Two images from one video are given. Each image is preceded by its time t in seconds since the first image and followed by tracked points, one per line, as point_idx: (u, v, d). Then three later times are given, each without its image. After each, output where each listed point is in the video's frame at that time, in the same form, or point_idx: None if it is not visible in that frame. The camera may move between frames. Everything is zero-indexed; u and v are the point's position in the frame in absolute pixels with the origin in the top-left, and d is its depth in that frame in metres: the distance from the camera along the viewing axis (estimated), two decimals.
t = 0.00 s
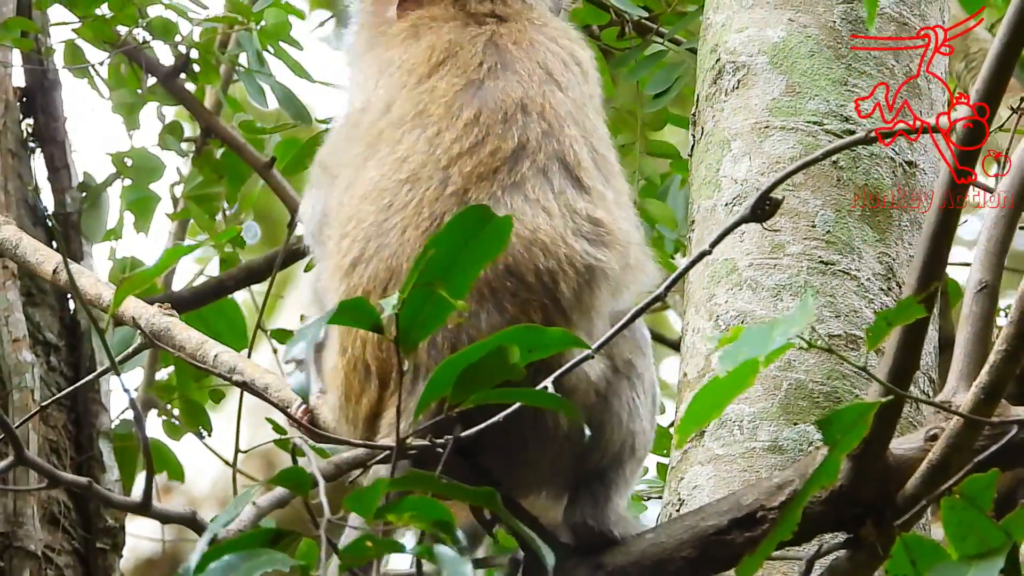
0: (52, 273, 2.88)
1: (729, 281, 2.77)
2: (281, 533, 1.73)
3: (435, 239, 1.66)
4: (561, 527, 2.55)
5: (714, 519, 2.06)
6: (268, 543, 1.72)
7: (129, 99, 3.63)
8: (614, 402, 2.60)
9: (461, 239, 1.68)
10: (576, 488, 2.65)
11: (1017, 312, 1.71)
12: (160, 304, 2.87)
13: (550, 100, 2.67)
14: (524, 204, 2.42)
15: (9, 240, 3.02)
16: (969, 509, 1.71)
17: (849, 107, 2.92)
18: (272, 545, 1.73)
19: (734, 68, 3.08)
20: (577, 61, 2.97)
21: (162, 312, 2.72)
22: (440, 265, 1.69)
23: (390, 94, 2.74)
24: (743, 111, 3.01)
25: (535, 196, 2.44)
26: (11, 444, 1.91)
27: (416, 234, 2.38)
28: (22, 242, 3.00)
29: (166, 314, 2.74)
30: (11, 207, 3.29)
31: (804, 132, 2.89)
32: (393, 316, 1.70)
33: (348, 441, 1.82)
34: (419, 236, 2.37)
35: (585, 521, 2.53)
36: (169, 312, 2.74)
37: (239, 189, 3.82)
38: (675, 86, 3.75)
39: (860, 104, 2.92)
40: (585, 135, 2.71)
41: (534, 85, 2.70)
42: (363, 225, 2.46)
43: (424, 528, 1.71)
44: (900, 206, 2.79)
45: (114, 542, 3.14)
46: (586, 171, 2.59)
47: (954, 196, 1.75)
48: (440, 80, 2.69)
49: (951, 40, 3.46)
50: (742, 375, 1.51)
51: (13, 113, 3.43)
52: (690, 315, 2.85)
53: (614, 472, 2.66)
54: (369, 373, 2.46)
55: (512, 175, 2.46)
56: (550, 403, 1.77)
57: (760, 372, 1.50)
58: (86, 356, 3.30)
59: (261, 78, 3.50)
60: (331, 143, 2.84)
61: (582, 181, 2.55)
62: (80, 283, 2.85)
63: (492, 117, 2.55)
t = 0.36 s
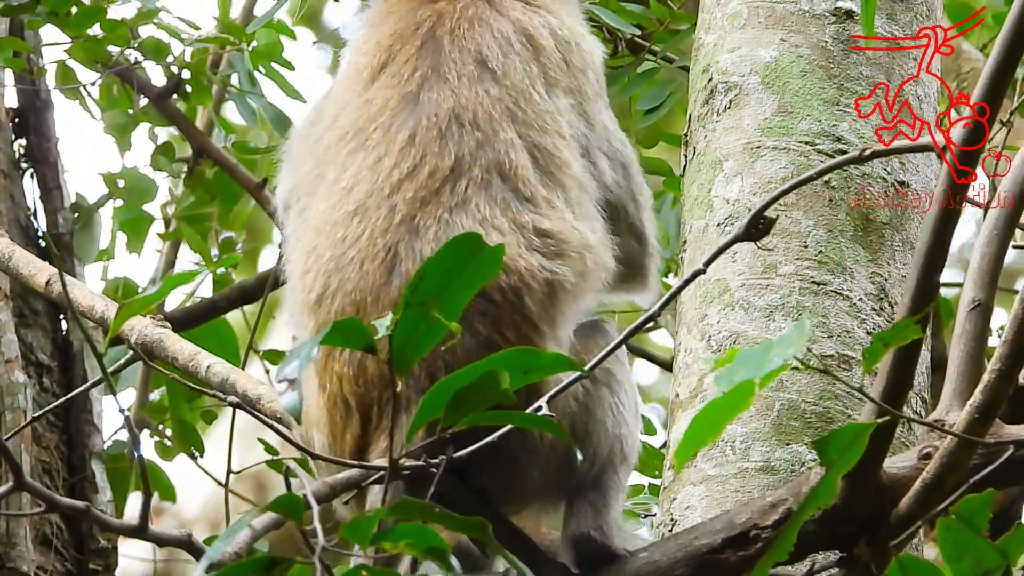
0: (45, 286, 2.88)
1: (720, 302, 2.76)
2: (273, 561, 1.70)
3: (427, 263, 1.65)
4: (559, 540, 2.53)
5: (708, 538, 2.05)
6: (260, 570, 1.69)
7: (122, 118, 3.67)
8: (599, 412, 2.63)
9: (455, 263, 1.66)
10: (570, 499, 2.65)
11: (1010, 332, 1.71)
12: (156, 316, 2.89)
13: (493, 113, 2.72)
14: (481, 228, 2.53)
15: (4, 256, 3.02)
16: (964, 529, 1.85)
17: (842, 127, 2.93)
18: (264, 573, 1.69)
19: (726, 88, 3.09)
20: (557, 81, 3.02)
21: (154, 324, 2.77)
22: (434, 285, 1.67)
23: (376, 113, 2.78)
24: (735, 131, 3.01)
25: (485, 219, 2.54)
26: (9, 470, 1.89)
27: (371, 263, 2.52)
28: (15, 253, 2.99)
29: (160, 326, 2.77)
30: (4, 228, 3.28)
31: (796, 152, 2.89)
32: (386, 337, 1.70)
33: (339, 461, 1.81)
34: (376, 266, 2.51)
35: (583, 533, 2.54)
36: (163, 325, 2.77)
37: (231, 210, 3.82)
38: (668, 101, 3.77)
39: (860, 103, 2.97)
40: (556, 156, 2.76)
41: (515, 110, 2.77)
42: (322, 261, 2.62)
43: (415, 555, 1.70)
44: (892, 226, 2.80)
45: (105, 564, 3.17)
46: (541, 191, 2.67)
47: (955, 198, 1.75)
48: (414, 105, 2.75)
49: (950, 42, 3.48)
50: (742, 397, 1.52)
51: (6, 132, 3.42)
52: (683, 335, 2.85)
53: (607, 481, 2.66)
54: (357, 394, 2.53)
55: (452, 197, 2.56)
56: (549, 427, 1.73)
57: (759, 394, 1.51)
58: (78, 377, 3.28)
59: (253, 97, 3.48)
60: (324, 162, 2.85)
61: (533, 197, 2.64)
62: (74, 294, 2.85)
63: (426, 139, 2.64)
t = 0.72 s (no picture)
0: (40, 298, 2.88)
1: (715, 316, 2.76)
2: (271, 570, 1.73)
3: (428, 277, 1.62)
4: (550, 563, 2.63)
5: (703, 553, 2.05)
6: None
7: (116, 132, 3.64)
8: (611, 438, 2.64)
9: (454, 281, 1.64)
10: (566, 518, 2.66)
11: (1006, 347, 1.71)
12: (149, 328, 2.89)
13: (457, 118, 2.80)
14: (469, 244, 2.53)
15: None
16: (960, 546, 1.83)
17: (837, 141, 2.93)
18: None
19: (721, 102, 3.09)
20: (543, 100, 3.05)
21: (147, 338, 2.76)
22: (430, 300, 1.65)
23: (367, 133, 2.83)
24: (729, 145, 3.01)
25: (473, 230, 2.55)
26: (3, 483, 1.88)
27: (353, 284, 2.50)
28: (7, 260, 2.98)
29: (153, 339, 2.77)
30: None
31: (791, 166, 2.89)
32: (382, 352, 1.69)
33: (337, 475, 1.81)
34: (359, 287, 2.48)
35: (576, 558, 2.62)
36: (155, 338, 2.77)
37: (226, 223, 3.81)
38: (660, 116, 3.78)
39: (860, 103, 3.00)
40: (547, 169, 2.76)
41: (500, 131, 2.80)
42: (307, 287, 2.61)
43: (412, 567, 1.70)
44: (886, 241, 2.80)
45: None
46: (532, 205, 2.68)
47: (957, 196, 1.74)
48: (393, 122, 2.81)
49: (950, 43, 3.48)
50: (738, 412, 1.52)
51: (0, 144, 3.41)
52: (677, 349, 2.85)
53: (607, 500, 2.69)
54: (349, 415, 2.50)
55: (427, 210, 2.58)
56: (543, 442, 1.72)
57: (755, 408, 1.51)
58: (72, 390, 3.26)
59: (248, 110, 3.49)
60: (319, 174, 2.85)
61: (522, 214, 2.62)
62: (68, 306, 2.85)
63: (394, 153, 2.70)
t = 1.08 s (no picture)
0: (32, 308, 2.87)
1: (708, 327, 2.76)
2: None
3: (417, 289, 1.62)
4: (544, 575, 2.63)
5: (694, 563, 2.04)
6: None
7: (110, 141, 3.59)
8: (604, 442, 2.64)
9: (445, 288, 1.64)
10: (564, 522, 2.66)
11: (997, 356, 1.72)
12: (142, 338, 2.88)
13: (417, 128, 2.90)
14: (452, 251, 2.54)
15: None
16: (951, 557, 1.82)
17: (831, 153, 2.93)
18: None
19: (714, 113, 3.10)
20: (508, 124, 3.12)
21: (139, 348, 2.75)
22: (422, 310, 1.65)
23: (329, 155, 2.90)
24: (723, 156, 3.02)
25: (440, 235, 2.56)
26: None
27: (327, 303, 2.50)
28: None
29: (146, 349, 2.77)
30: None
31: (785, 178, 2.90)
32: (374, 362, 1.68)
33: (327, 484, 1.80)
34: (335, 307, 2.49)
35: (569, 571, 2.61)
36: (148, 347, 2.77)
37: (220, 232, 3.85)
38: (652, 128, 3.78)
39: (860, 103, 3.02)
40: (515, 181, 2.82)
41: (462, 140, 2.86)
42: (282, 309, 2.61)
43: None
44: (880, 252, 2.80)
45: None
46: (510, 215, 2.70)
47: (951, 194, 1.76)
48: (354, 137, 2.92)
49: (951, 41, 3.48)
50: (730, 421, 1.51)
51: None
52: (671, 359, 2.85)
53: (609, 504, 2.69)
54: (332, 432, 2.52)
55: (391, 219, 2.60)
56: (535, 451, 1.71)
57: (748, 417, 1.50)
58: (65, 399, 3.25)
59: (242, 121, 3.50)
60: (311, 183, 2.85)
61: (494, 218, 2.63)
62: (59, 316, 2.85)
63: (353, 167, 2.78)
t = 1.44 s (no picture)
0: (28, 315, 2.88)
1: (705, 332, 2.76)
2: None
3: (413, 292, 1.62)
4: None
5: (691, 568, 2.04)
6: None
7: (106, 147, 3.62)
8: (599, 446, 2.64)
9: (441, 293, 1.64)
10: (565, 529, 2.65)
11: (993, 361, 1.72)
12: (137, 345, 2.87)
13: (392, 146, 2.92)
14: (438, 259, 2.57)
15: None
16: (948, 560, 1.77)
17: (827, 158, 2.94)
18: None
19: (711, 118, 3.10)
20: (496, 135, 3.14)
21: (136, 356, 2.75)
22: (417, 313, 1.65)
23: (318, 169, 2.92)
24: (719, 161, 3.02)
25: (408, 243, 2.60)
26: None
27: (303, 322, 2.53)
28: None
29: (142, 357, 2.76)
30: None
31: (781, 183, 2.90)
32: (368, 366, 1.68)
33: (325, 488, 1.79)
34: (313, 327, 2.51)
35: None
36: (144, 355, 2.76)
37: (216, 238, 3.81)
38: (649, 130, 3.79)
39: (860, 102, 3.04)
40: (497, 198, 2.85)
41: (436, 158, 2.88)
42: (264, 331, 2.64)
43: None
44: (876, 258, 2.81)
45: None
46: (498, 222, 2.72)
47: (952, 191, 1.78)
48: (330, 155, 2.95)
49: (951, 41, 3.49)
50: (726, 424, 1.51)
51: None
52: (667, 364, 2.84)
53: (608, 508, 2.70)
54: (321, 450, 2.52)
55: (358, 231, 2.64)
56: (529, 456, 1.70)
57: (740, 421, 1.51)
58: (61, 404, 3.25)
59: (238, 126, 3.50)
60: (308, 190, 2.85)
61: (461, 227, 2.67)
62: (56, 322, 2.85)
63: (324, 185, 2.82)
